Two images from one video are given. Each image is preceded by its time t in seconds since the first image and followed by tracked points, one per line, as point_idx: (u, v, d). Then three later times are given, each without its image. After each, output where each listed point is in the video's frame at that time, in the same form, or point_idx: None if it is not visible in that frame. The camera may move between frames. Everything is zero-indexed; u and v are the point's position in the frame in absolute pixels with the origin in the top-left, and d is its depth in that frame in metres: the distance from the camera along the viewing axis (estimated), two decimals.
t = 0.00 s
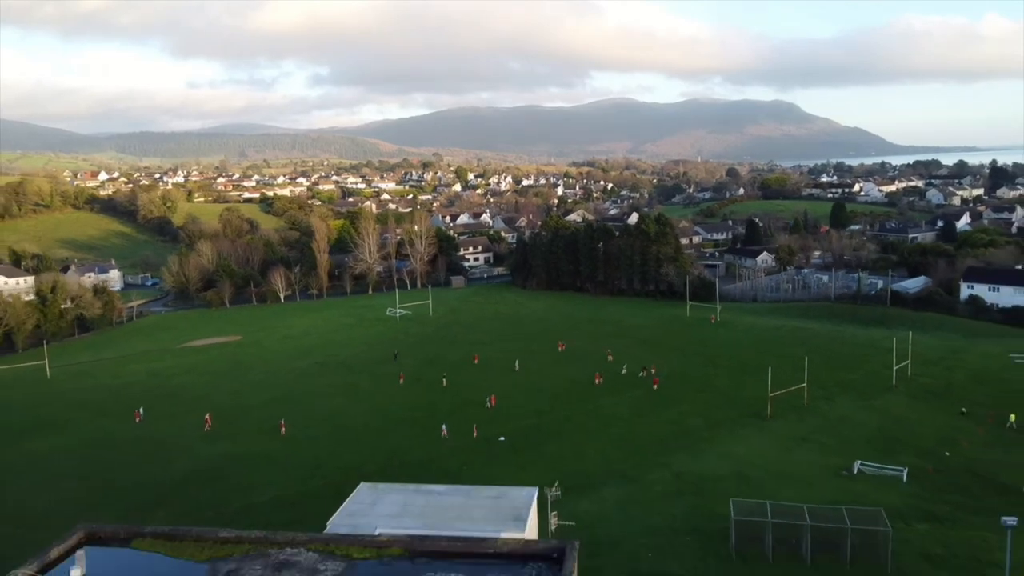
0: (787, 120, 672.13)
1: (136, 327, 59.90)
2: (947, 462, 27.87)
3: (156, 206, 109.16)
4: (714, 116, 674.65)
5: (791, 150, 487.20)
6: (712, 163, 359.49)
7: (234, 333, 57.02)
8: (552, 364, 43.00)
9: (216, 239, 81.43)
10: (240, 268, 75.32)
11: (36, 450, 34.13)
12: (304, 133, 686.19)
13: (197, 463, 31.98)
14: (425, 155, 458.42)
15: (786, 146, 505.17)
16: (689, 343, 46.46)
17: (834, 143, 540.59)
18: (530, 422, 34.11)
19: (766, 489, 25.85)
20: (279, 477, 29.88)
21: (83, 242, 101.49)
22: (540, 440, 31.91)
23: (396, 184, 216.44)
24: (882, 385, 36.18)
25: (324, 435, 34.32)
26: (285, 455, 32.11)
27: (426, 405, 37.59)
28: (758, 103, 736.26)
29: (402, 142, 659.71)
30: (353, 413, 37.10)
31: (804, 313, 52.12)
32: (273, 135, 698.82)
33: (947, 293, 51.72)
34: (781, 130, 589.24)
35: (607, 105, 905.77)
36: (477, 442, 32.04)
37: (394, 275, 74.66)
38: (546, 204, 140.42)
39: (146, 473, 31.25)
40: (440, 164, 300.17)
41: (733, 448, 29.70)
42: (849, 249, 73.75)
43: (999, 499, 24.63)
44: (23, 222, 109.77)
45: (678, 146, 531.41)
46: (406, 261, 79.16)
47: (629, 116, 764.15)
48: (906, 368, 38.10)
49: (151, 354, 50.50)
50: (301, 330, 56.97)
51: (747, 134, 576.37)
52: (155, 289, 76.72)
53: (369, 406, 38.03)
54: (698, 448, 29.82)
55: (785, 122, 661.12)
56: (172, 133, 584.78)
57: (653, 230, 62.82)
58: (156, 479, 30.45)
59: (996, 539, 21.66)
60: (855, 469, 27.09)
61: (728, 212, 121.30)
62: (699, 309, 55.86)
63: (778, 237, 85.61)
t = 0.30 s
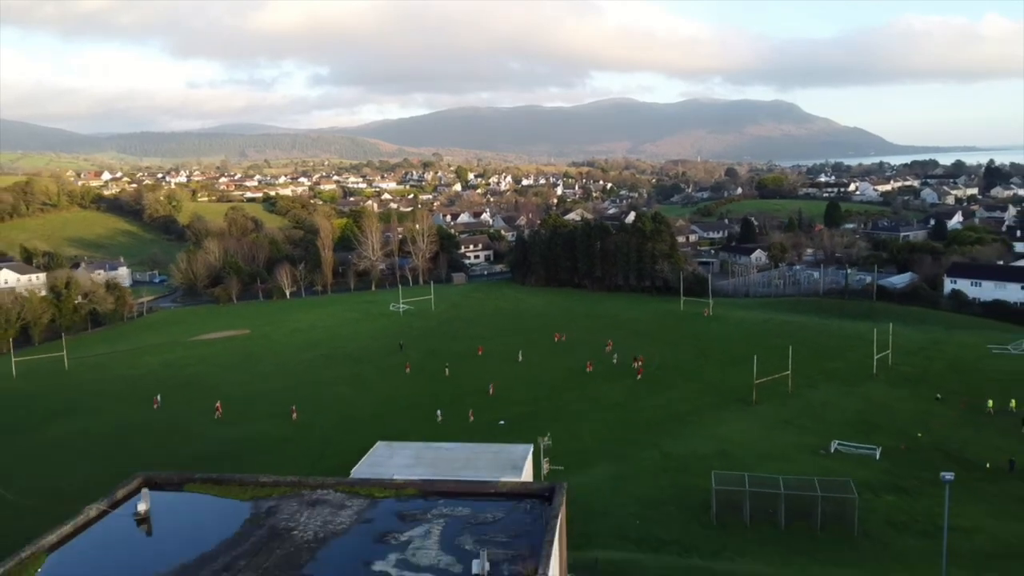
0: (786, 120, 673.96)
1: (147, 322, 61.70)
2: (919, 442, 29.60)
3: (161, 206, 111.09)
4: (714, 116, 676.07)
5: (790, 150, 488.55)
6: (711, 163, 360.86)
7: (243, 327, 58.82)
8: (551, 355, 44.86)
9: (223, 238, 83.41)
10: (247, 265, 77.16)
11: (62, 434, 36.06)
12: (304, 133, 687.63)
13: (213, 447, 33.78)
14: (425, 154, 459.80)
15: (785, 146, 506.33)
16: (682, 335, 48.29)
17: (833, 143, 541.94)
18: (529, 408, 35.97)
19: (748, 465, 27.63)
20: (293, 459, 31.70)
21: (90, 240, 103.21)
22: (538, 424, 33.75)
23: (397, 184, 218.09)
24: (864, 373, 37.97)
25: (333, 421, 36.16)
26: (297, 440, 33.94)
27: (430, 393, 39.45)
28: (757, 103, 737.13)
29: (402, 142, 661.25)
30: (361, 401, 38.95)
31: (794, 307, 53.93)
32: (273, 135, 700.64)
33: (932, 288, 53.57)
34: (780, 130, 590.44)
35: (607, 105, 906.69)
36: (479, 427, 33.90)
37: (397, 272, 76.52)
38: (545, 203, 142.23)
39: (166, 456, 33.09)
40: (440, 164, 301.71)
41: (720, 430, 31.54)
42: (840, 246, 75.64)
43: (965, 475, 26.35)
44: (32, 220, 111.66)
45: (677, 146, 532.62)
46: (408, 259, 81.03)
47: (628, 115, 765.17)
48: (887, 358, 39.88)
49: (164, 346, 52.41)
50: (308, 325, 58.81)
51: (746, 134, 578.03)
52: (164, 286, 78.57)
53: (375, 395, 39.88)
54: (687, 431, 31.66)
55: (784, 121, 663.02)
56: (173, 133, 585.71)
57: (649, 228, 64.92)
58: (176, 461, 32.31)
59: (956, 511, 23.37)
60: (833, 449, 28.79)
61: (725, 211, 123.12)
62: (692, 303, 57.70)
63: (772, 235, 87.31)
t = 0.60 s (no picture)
0: (785, 120, 675.62)
1: (158, 316, 63.60)
2: (894, 425, 31.47)
3: (167, 205, 113.03)
4: (713, 116, 677.87)
5: (789, 151, 490.27)
6: (710, 163, 362.51)
7: (251, 322, 60.71)
8: (548, 346, 46.77)
9: (229, 235, 85.34)
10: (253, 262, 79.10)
11: (85, 420, 38.05)
12: (305, 133, 689.34)
13: (229, 428, 35.79)
14: (425, 154, 461.43)
15: (785, 146, 507.98)
16: (676, 328, 50.16)
17: (833, 143, 543.86)
18: (528, 395, 37.89)
19: (731, 444, 29.50)
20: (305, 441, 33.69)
21: (98, 238, 105.11)
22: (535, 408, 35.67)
23: (398, 184, 219.84)
24: (846, 362, 39.87)
25: (341, 407, 38.06)
26: (308, 423, 35.92)
27: (433, 381, 41.37)
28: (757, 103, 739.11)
29: (403, 142, 663.15)
30: (367, 388, 40.90)
31: (784, 301, 55.75)
32: (274, 135, 702.48)
33: (917, 284, 55.41)
34: (780, 130, 592.06)
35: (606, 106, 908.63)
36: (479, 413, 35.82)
37: (399, 269, 78.45)
38: (545, 203, 144.01)
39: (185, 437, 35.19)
40: (441, 164, 303.48)
41: (707, 414, 33.45)
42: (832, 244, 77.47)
43: (933, 454, 28.19)
44: (40, 219, 113.50)
45: (677, 146, 534.30)
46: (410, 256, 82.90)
47: (628, 115, 766.83)
48: (870, 349, 41.75)
49: (177, 338, 54.32)
50: (314, 319, 60.71)
51: (745, 134, 579.64)
52: (172, 283, 80.48)
53: (380, 383, 41.79)
54: (675, 415, 33.57)
55: (783, 121, 664.69)
56: (175, 133, 587.66)
57: (644, 225, 66.96)
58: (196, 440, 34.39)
59: (921, 484, 25.19)
60: (813, 431, 30.62)
61: (721, 211, 125.00)
62: (686, 298, 59.59)
63: (766, 234, 89.13)
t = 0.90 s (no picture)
0: (784, 121, 677.30)
1: (168, 312, 65.46)
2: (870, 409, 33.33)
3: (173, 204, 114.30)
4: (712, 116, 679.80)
5: (788, 150, 492.09)
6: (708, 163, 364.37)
7: (259, 317, 62.59)
8: (546, 339, 48.66)
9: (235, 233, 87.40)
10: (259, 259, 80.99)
11: (105, 408, 39.99)
12: (305, 133, 691.04)
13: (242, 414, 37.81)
14: (425, 154, 462.80)
15: (784, 146, 509.50)
16: (670, 322, 52.03)
17: (831, 143, 545.75)
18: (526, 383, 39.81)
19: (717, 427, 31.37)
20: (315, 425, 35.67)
21: (105, 236, 106.80)
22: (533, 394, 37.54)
23: (398, 184, 221.44)
24: (830, 353, 41.75)
25: (348, 395, 39.93)
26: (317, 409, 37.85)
27: (436, 371, 43.24)
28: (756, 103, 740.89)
29: (403, 143, 665.13)
30: (372, 378, 42.83)
31: (775, 296, 57.53)
32: (274, 135, 704.58)
33: (904, 279, 57.38)
34: (779, 130, 593.75)
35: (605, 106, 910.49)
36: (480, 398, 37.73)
37: (401, 266, 80.31)
38: (545, 203, 145.69)
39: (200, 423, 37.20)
40: (441, 164, 305.29)
41: (696, 400, 35.30)
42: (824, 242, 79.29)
43: (906, 435, 30.02)
44: (46, 218, 114.86)
45: (677, 146, 536.01)
46: (412, 254, 84.73)
47: (627, 114, 768.64)
48: (854, 341, 43.59)
49: (189, 332, 56.27)
50: (319, 314, 62.56)
51: (744, 134, 581.28)
52: (179, 280, 82.31)
53: (385, 374, 43.67)
54: (666, 400, 35.46)
55: (782, 121, 666.45)
56: (176, 133, 589.48)
57: (641, 224, 68.82)
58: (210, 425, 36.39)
59: (892, 461, 27.01)
60: (795, 415, 32.42)
61: (718, 210, 126.76)
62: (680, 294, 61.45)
63: (761, 232, 90.89)
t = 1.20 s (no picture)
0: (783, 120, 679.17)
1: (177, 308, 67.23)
2: (853, 396, 34.91)
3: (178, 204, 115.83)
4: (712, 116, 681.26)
5: (788, 150, 493.49)
6: (707, 162, 365.78)
7: (266, 313, 64.36)
8: (545, 332, 50.41)
9: (241, 232, 89.17)
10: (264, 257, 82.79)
11: (121, 400, 41.93)
12: (305, 133, 692.58)
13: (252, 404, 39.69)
14: (425, 154, 464.17)
15: (783, 146, 510.86)
16: (664, 316, 53.77)
17: (830, 143, 547.13)
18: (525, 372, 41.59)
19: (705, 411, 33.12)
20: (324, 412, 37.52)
21: (111, 235, 108.33)
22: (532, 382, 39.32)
23: (399, 184, 223.08)
24: (817, 345, 43.45)
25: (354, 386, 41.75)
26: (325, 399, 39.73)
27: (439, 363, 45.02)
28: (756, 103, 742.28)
29: (403, 142, 666.78)
30: (377, 370, 44.64)
31: (767, 291, 59.23)
32: (274, 136, 705.55)
33: (891, 274, 59.23)
34: (778, 129, 595.02)
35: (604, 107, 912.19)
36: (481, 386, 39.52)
37: (404, 264, 82.15)
38: (544, 202, 147.41)
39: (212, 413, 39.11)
40: (441, 164, 307.12)
41: (687, 387, 37.04)
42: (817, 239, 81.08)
43: (884, 420, 31.70)
44: (54, 218, 116.47)
45: (677, 146, 537.26)
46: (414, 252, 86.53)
47: (626, 114, 770.62)
48: (841, 334, 45.29)
49: (199, 327, 58.18)
50: (324, 310, 64.32)
51: (743, 134, 582.99)
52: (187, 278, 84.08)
53: (390, 366, 45.43)
54: (658, 388, 37.21)
55: (781, 121, 668.31)
56: (177, 133, 590.85)
57: (637, 222, 70.63)
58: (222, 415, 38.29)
59: (868, 441, 28.73)
60: (781, 400, 33.88)
61: (715, 209, 128.50)
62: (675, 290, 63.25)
63: (756, 230, 92.59)
